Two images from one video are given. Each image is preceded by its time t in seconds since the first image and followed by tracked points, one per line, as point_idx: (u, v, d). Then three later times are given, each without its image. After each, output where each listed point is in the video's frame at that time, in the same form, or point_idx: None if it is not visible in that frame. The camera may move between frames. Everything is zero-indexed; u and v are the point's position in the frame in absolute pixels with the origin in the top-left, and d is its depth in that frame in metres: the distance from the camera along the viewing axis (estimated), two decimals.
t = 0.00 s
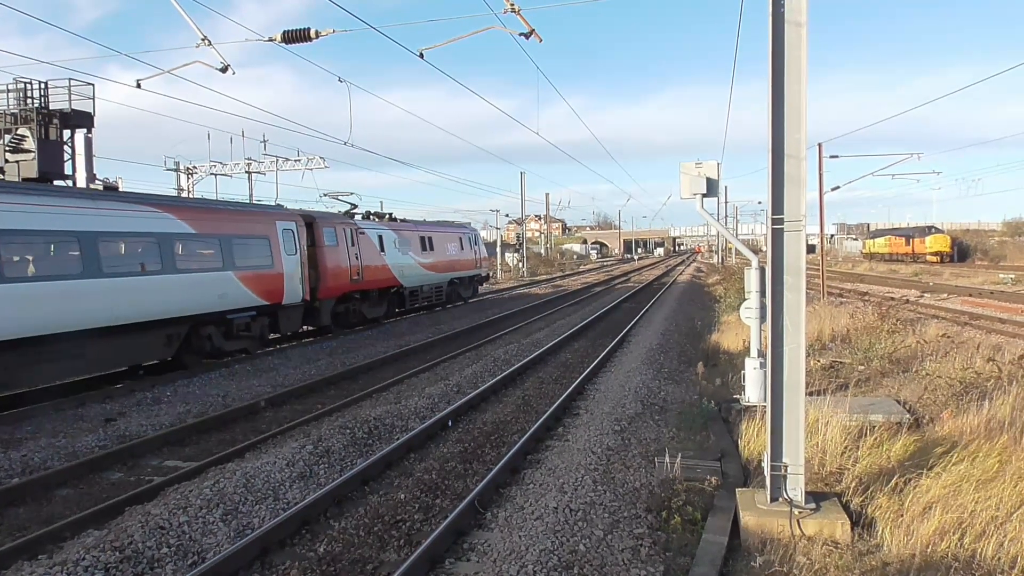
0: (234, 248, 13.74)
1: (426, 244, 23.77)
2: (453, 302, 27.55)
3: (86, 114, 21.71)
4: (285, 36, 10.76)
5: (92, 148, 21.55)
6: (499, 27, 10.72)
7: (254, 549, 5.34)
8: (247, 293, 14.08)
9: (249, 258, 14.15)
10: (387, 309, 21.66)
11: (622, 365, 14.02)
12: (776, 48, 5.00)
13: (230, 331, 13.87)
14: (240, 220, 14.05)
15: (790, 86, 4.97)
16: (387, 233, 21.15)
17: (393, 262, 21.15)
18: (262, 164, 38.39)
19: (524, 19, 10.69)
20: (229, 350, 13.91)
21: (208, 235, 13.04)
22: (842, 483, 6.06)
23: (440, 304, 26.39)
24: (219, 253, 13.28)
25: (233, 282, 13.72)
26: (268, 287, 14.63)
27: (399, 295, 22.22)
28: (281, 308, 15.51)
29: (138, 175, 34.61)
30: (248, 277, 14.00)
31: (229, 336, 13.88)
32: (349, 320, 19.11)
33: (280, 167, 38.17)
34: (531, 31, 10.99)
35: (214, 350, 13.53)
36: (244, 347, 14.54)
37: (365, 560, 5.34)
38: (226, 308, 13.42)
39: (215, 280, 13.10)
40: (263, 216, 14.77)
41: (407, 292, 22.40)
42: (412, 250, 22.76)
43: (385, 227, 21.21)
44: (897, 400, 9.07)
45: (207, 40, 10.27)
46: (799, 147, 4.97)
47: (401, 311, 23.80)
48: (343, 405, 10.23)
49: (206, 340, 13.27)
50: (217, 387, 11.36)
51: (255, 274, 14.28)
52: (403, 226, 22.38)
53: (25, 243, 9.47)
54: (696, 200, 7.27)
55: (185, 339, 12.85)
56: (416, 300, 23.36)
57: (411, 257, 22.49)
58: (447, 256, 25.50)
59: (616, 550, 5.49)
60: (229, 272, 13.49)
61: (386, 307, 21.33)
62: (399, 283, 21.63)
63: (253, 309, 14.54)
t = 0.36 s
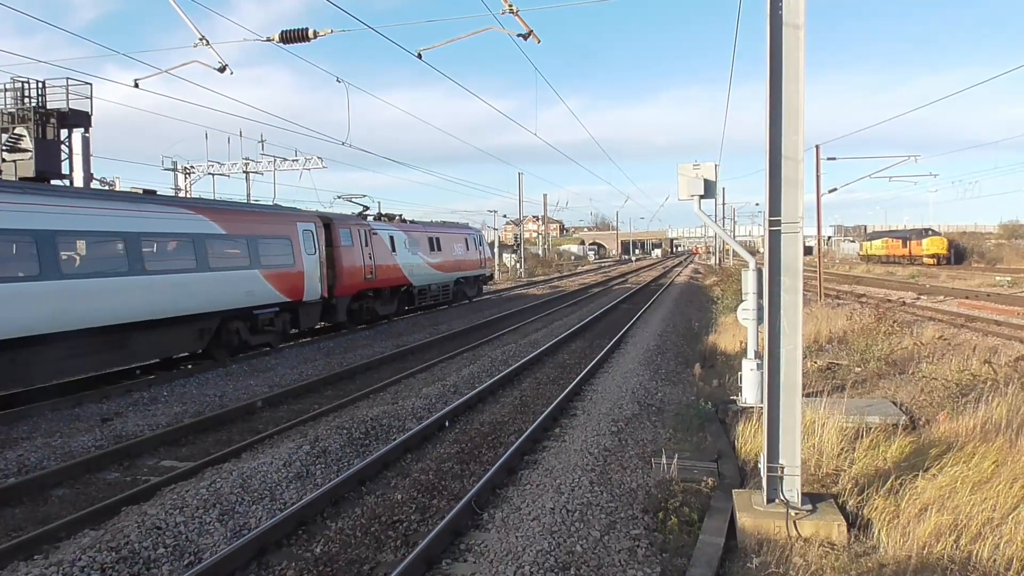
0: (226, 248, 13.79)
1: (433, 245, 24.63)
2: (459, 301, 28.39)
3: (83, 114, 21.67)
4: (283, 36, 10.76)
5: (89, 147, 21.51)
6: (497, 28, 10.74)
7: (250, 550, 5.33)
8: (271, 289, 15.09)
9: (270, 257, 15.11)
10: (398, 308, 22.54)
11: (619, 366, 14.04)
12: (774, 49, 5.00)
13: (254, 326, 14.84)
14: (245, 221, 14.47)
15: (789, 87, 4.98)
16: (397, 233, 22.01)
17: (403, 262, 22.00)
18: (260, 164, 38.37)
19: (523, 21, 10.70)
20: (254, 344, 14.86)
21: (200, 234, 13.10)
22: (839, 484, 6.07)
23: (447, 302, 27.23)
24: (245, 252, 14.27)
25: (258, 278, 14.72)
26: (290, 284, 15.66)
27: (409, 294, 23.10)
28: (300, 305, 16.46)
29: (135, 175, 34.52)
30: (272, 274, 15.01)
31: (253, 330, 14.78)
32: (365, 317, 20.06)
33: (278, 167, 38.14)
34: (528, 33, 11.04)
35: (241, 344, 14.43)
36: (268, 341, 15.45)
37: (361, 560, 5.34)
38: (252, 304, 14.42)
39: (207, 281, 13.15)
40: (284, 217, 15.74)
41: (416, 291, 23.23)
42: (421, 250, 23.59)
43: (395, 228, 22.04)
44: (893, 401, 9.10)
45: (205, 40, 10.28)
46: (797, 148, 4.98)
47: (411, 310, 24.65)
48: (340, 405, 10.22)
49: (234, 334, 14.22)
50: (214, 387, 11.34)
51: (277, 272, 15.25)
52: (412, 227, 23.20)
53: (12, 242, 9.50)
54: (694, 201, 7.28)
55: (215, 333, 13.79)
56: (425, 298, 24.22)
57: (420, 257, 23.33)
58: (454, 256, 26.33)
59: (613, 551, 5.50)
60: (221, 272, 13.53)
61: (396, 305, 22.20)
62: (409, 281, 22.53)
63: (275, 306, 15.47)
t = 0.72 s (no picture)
0: (223, 249, 13.83)
1: (441, 245, 25.33)
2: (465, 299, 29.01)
3: (81, 114, 21.64)
4: (280, 37, 10.76)
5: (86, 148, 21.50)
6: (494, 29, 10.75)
7: (248, 550, 5.32)
8: (287, 288, 15.73)
9: (292, 257, 16.01)
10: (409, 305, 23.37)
11: (617, 366, 14.04)
12: (771, 50, 5.00)
13: (279, 321, 15.78)
14: (268, 223, 15.34)
15: (786, 87, 4.99)
16: (407, 234, 22.72)
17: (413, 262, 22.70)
18: (258, 164, 38.36)
19: (520, 21, 10.72)
20: (279, 339, 15.80)
21: (220, 235, 13.75)
22: (837, 484, 6.07)
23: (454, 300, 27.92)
24: (268, 252, 15.15)
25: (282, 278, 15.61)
26: (311, 283, 16.55)
27: (419, 292, 23.91)
28: (320, 302, 17.39)
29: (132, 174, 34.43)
30: (294, 273, 15.88)
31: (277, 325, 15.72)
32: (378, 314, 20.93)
33: (275, 167, 38.11)
34: (526, 34, 11.06)
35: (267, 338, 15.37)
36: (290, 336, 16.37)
37: (360, 561, 5.34)
38: (251, 305, 14.43)
39: (206, 281, 13.18)
40: (304, 219, 16.63)
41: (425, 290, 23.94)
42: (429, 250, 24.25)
43: (404, 230, 22.73)
44: (890, 401, 9.10)
45: (202, 41, 10.28)
46: (795, 149, 4.98)
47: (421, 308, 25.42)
48: (338, 406, 10.22)
49: (260, 329, 15.18)
50: (212, 388, 11.34)
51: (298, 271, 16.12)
52: (420, 228, 23.84)
53: (12, 243, 9.50)
54: (692, 202, 7.28)
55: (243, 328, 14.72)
56: (435, 296, 25.02)
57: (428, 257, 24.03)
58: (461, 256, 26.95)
59: (611, 551, 5.50)
60: (219, 273, 13.56)
61: (407, 302, 23.04)
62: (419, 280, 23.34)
63: (297, 303, 16.36)
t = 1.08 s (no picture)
0: (223, 247, 13.86)
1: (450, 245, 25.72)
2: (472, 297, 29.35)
3: (80, 114, 21.62)
4: (279, 36, 10.75)
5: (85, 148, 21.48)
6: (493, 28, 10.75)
7: (247, 551, 5.32)
8: (289, 288, 15.77)
9: (314, 257, 16.88)
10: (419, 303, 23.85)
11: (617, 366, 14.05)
12: (770, 50, 5.00)
13: (301, 317, 16.65)
14: (293, 225, 16.24)
15: (784, 88, 4.99)
16: (418, 235, 23.16)
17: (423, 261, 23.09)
18: (256, 165, 38.34)
19: (519, 22, 10.73)
20: (301, 334, 16.67)
21: (250, 236, 14.65)
22: (836, 484, 6.07)
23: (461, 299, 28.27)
24: (291, 252, 16.00)
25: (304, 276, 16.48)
26: (331, 281, 17.48)
27: (429, 291, 24.41)
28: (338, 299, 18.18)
29: (129, 175, 34.41)
30: (315, 272, 16.75)
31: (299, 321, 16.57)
32: (390, 311, 21.45)
33: (274, 167, 38.09)
34: (525, 34, 11.04)
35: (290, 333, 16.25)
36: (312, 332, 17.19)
37: (359, 561, 5.33)
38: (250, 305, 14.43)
39: (206, 281, 13.20)
40: (325, 221, 17.45)
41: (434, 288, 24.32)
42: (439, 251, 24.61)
43: (415, 230, 23.15)
44: (889, 401, 9.11)
45: (200, 41, 10.27)
46: (793, 149, 4.99)
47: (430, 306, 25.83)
48: (337, 406, 10.22)
49: (285, 325, 16.06)
50: (211, 388, 11.33)
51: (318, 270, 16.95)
52: (429, 229, 24.21)
53: (9, 244, 9.52)
54: (690, 202, 7.28)
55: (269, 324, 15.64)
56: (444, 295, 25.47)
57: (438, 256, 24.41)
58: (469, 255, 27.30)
59: (610, 551, 5.50)
60: (219, 273, 13.57)
61: (418, 300, 23.52)
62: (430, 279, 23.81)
63: (318, 300, 17.19)
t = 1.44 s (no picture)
0: (230, 248, 13.98)
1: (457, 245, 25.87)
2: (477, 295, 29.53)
3: (78, 114, 21.62)
4: (277, 36, 10.75)
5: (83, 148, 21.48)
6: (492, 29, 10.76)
7: (244, 552, 5.30)
8: (294, 289, 15.78)
9: (333, 257, 17.37)
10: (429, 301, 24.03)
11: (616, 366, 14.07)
12: (768, 51, 5.00)
13: (322, 314, 17.13)
14: (312, 226, 16.73)
15: (782, 89, 5.00)
16: (428, 236, 23.36)
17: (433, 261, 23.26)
18: (255, 165, 38.34)
19: (518, 22, 10.74)
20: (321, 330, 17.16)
21: (272, 236, 15.22)
22: (834, 485, 6.07)
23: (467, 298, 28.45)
24: (311, 251, 16.47)
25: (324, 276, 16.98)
26: (348, 280, 17.86)
27: (438, 290, 24.59)
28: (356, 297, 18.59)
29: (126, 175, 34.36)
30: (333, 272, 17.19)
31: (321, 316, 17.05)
32: (403, 309, 21.67)
33: (272, 168, 38.09)
34: (524, 34, 11.04)
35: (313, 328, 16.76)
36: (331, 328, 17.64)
37: (356, 562, 5.33)
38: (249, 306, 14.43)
39: (207, 282, 13.19)
40: (340, 222, 17.91)
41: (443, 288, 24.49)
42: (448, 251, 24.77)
43: (424, 231, 23.33)
44: (887, 401, 9.13)
45: (199, 41, 10.27)
46: (791, 150, 4.99)
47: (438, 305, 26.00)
48: (336, 406, 10.21)
49: (307, 321, 16.55)
50: (209, 388, 11.33)
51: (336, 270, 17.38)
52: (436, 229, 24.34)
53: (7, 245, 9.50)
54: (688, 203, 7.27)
55: (292, 320, 16.13)
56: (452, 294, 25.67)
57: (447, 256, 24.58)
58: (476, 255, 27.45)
59: (608, 552, 5.50)
60: (219, 273, 13.55)
61: (427, 298, 23.71)
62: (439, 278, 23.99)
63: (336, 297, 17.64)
